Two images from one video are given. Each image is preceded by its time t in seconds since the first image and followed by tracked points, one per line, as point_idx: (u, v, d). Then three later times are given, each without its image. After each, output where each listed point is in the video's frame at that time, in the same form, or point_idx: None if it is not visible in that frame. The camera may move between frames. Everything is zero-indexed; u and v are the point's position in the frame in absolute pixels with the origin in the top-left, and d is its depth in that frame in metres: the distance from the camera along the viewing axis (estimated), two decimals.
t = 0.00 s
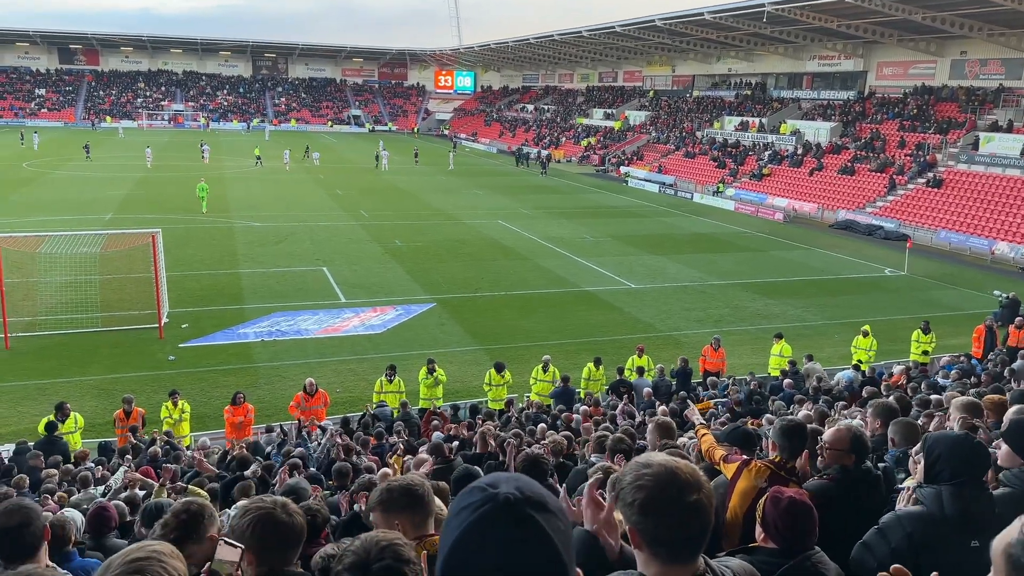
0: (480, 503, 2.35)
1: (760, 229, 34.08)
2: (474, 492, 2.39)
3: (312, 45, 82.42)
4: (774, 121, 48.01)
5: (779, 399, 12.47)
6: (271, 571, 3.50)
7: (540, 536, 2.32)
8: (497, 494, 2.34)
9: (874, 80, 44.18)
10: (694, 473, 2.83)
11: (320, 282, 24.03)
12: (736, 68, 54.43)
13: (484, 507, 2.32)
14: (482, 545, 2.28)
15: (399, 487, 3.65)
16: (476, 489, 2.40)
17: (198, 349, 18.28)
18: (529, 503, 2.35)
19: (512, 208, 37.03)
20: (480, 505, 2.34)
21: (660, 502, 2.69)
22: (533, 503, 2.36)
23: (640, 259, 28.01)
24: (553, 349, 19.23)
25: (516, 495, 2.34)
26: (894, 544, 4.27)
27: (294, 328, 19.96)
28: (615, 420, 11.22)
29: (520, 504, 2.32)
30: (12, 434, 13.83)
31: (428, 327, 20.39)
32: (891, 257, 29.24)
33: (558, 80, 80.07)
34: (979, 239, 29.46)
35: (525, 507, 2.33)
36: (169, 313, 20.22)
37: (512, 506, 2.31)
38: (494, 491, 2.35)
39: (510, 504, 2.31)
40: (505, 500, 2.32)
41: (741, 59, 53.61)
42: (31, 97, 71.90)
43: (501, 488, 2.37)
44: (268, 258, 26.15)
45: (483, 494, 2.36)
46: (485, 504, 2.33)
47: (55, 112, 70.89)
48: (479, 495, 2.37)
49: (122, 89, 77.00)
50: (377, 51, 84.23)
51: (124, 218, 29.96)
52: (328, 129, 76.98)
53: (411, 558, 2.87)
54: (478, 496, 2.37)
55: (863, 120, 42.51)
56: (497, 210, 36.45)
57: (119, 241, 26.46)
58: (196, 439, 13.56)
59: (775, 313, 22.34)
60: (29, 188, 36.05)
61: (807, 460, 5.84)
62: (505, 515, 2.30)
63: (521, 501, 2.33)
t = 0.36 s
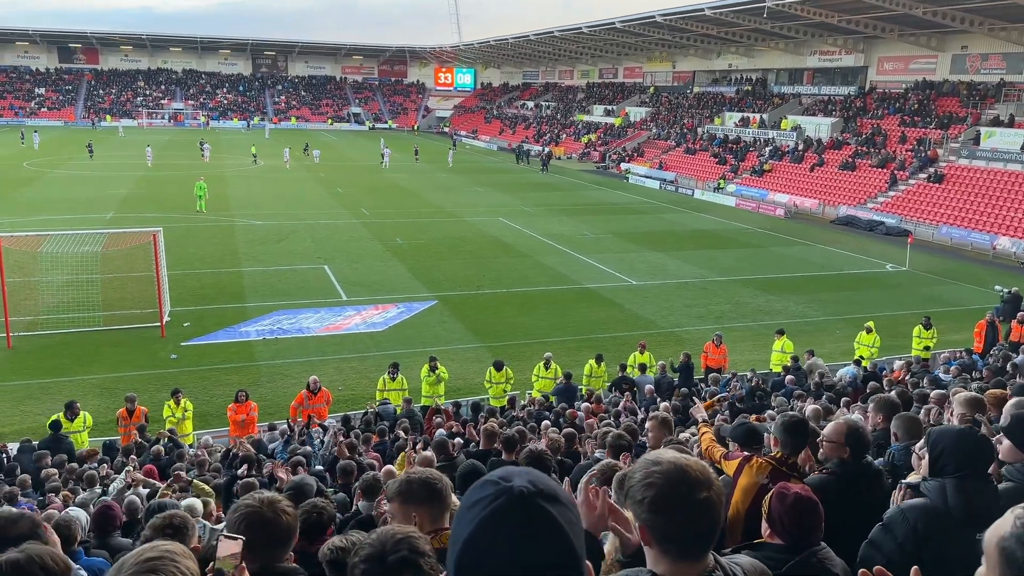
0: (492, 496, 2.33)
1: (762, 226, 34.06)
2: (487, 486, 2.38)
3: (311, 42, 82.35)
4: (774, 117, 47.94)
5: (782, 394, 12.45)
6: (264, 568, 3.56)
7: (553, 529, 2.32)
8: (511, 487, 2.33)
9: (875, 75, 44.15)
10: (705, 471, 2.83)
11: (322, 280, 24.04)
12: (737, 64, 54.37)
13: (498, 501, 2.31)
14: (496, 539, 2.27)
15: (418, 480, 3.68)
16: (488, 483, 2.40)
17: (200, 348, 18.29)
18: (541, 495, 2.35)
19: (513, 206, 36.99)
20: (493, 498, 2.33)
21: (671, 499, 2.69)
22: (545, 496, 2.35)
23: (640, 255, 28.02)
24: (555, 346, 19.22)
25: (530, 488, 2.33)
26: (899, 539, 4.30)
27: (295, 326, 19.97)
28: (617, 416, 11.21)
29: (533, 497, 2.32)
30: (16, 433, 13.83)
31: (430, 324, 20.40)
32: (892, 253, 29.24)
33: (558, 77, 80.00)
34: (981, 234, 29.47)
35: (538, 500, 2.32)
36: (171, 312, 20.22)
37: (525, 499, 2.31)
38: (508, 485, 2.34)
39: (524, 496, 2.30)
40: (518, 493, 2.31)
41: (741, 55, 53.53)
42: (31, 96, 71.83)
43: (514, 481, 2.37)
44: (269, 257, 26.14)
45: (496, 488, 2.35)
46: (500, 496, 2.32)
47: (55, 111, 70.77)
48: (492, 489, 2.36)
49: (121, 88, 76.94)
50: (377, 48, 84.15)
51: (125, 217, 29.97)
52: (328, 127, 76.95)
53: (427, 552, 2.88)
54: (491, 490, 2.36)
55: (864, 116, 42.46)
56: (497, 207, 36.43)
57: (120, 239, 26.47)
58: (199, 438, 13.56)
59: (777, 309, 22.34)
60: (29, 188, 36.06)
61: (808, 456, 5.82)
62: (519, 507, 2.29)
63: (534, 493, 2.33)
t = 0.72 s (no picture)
0: (507, 492, 2.35)
1: (764, 221, 34.01)
2: (500, 481, 2.40)
3: (312, 41, 82.32)
4: (777, 113, 47.83)
5: (786, 390, 12.44)
6: (269, 567, 3.55)
7: (569, 522, 2.35)
8: (524, 484, 2.35)
9: (878, 69, 44.05)
10: (713, 464, 2.85)
11: (325, 278, 24.07)
12: (739, 59, 54.23)
13: (512, 498, 2.33)
14: (512, 537, 2.29)
15: (425, 477, 3.69)
16: (501, 480, 2.41)
17: (205, 347, 18.33)
18: (555, 491, 2.37)
19: (515, 203, 36.96)
20: (507, 496, 2.35)
21: (681, 493, 2.70)
22: (558, 491, 2.38)
23: (643, 252, 28.01)
24: (558, 343, 19.24)
25: (543, 484, 2.35)
26: (909, 535, 4.29)
27: (299, 325, 20.00)
28: (623, 414, 11.18)
29: (547, 493, 2.34)
30: (22, 434, 13.88)
31: (433, 323, 20.40)
32: (896, 247, 29.19)
33: (560, 74, 79.90)
34: (984, 228, 29.41)
35: (551, 495, 2.35)
36: (175, 312, 20.25)
37: (540, 494, 2.33)
38: (521, 481, 2.36)
39: (538, 492, 2.33)
40: (532, 489, 2.33)
41: (743, 50, 53.40)
42: (33, 97, 71.91)
43: (527, 478, 2.38)
44: (271, 256, 26.17)
45: (509, 485, 2.37)
46: (513, 493, 2.34)
47: (57, 112, 70.81)
48: (506, 486, 2.37)
49: (124, 88, 77.00)
50: (378, 47, 84.11)
51: (128, 218, 30.02)
52: (330, 125, 76.97)
53: (449, 545, 2.90)
54: (503, 487, 2.38)
55: (866, 110, 42.37)
56: (500, 205, 36.41)
57: (123, 240, 26.52)
58: (204, 437, 13.60)
59: (780, 304, 22.33)
60: (33, 189, 36.14)
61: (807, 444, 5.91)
62: (533, 503, 2.32)
63: (548, 489, 2.36)
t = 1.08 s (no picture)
0: (541, 490, 2.32)
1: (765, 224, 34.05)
2: (531, 478, 2.36)
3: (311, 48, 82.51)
4: (776, 115, 47.92)
5: (789, 392, 12.44)
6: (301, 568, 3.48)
7: (603, 518, 2.33)
8: (558, 479, 2.33)
9: (876, 71, 44.17)
10: (732, 456, 2.84)
11: (326, 284, 24.08)
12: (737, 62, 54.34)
13: (547, 496, 2.30)
14: (548, 536, 2.26)
15: (445, 483, 3.68)
16: (533, 477, 2.38)
17: (207, 354, 18.32)
18: (587, 485, 2.36)
19: (516, 208, 37.00)
20: (542, 494, 2.31)
21: (705, 486, 2.69)
22: (590, 486, 2.37)
23: (643, 255, 28.03)
24: (561, 347, 19.23)
25: (577, 480, 2.34)
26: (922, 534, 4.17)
27: (301, 331, 19.99)
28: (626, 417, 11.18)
29: (582, 488, 2.32)
30: (25, 442, 13.87)
31: (435, 328, 20.40)
32: (896, 248, 29.22)
33: (558, 79, 80.08)
34: (985, 229, 29.44)
35: (585, 491, 2.33)
36: (176, 319, 20.25)
37: (574, 491, 2.31)
38: (554, 478, 2.33)
39: (572, 488, 2.31)
40: (566, 484, 2.31)
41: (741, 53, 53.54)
42: (33, 106, 72.07)
43: (559, 473, 2.36)
44: (272, 263, 26.18)
45: (543, 482, 2.33)
46: (548, 491, 2.31)
47: (58, 121, 70.92)
48: (539, 483, 2.34)
49: (124, 97, 77.15)
50: (377, 53, 84.32)
51: (129, 226, 30.05)
52: (330, 132, 77.10)
53: (478, 556, 2.83)
54: (537, 485, 2.34)
55: (865, 112, 42.51)
56: (500, 210, 36.44)
57: (124, 248, 26.53)
58: (207, 444, 13.59)
59: (782, 306, 22.34)
60: (34, 198, 36.19)
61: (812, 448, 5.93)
62: (567, 499, 2.30)
63: (581, 483, 2.34)
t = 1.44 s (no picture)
0: (573, 507, 2.34)
1: (765, 230, 34.11)
2: (562, 496, 2.38)
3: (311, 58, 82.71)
4: (775, 122, 47.98)
5: (792, 399, 12.43)
6: None
7: (634, 533, 2.35)
8: (588, 496, 2.34)
9: (875, 78, 44.28)
10: (748, 466, 2.86)
11: (327, 294, 24.10)
12: (736, 69, 54.45)
13: (579, 512, 2.32)
14: (580, 553, 2.28)
15: (460, 493, 3.69)
16: (562, 495, 2.39)
17: (209, 364, 18.32)
18: (618, 501, 2.37)
19: (516, 216, 37.06)
20: (574, 511, 2.33)
21: (725, 496, 2.71)
22: (620, 503, 2.38)
23: (644, 263, 28.06)
24: (562, 355, 19.24)
25: (607, 495, 2.35)
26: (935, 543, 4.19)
27: (303, 341, 19.99)
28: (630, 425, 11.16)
29: (613, 503, 2.34)
30: (29, 454, 13.85)
31: (437, 336, 20.41)
32: (897, 254, 29.26)
33: (557, 87, 80.26)
34: (985, 234, 29.50)
35: (617, 508, 2.34)
36: (178, 329, 20.25)
37: (605, 506, 2.32)
38: (585, 494, 2.35)
39: (603, 504, 2.32)
40: (598, 500, 2.32)
41: (740, 60, 53.67)
42: (34, 117, 72.20)
43: (589, 490, 2.37)
44: (274, 272, 26.20)
45: (573, 498, 2.35)
46: (580, 507, 2.32)
47: (58, 131, 71.02)
48: (570, 501, 2.35)
49: (124, 107, 77.28)
50: (377, 63, 84.52)
51: (130, 236, 30.07)
52: (330, 141, 77.21)
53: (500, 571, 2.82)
54: (567, 502, 2.36)
55: (865, 118, 42.59)
56: (501, 218, 36.50)
57: (126, 258, 26.55)
58: (210, 455, 13.57)
59: (784, 313, 22.36)
60: (35, 208, 36.22)
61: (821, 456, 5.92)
62: (599, 514, 2.31)
63: (612, 500, 2.36)
